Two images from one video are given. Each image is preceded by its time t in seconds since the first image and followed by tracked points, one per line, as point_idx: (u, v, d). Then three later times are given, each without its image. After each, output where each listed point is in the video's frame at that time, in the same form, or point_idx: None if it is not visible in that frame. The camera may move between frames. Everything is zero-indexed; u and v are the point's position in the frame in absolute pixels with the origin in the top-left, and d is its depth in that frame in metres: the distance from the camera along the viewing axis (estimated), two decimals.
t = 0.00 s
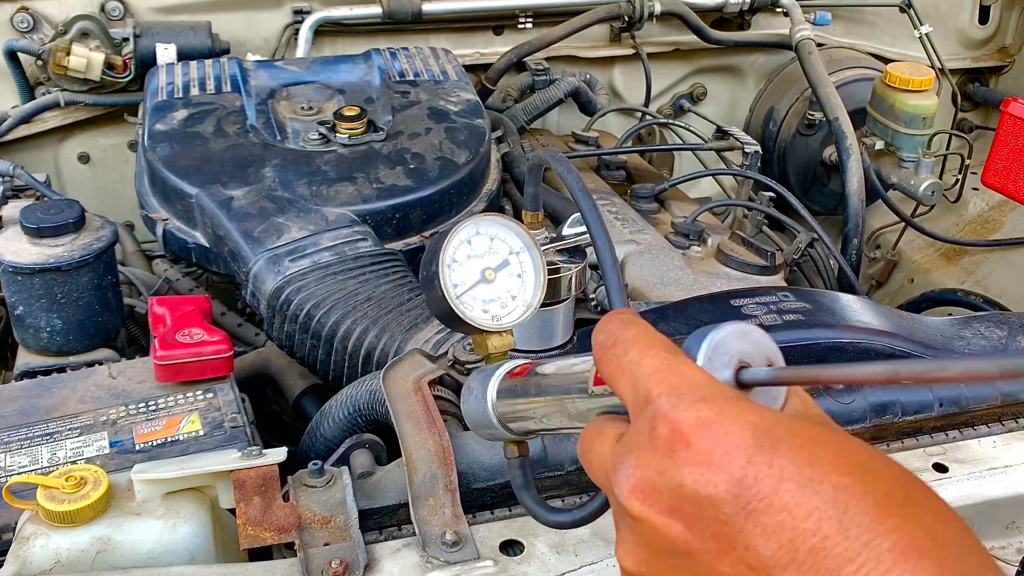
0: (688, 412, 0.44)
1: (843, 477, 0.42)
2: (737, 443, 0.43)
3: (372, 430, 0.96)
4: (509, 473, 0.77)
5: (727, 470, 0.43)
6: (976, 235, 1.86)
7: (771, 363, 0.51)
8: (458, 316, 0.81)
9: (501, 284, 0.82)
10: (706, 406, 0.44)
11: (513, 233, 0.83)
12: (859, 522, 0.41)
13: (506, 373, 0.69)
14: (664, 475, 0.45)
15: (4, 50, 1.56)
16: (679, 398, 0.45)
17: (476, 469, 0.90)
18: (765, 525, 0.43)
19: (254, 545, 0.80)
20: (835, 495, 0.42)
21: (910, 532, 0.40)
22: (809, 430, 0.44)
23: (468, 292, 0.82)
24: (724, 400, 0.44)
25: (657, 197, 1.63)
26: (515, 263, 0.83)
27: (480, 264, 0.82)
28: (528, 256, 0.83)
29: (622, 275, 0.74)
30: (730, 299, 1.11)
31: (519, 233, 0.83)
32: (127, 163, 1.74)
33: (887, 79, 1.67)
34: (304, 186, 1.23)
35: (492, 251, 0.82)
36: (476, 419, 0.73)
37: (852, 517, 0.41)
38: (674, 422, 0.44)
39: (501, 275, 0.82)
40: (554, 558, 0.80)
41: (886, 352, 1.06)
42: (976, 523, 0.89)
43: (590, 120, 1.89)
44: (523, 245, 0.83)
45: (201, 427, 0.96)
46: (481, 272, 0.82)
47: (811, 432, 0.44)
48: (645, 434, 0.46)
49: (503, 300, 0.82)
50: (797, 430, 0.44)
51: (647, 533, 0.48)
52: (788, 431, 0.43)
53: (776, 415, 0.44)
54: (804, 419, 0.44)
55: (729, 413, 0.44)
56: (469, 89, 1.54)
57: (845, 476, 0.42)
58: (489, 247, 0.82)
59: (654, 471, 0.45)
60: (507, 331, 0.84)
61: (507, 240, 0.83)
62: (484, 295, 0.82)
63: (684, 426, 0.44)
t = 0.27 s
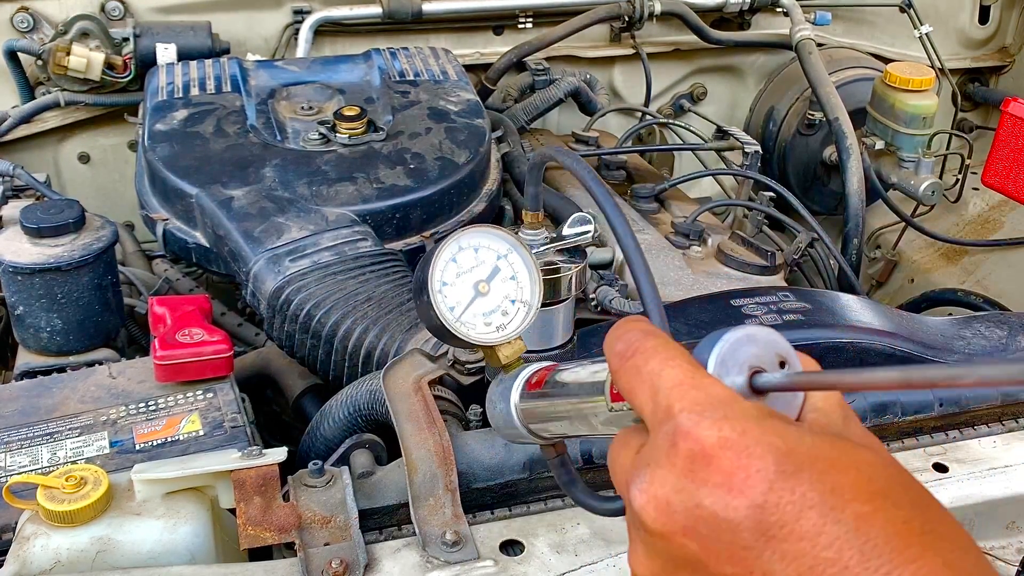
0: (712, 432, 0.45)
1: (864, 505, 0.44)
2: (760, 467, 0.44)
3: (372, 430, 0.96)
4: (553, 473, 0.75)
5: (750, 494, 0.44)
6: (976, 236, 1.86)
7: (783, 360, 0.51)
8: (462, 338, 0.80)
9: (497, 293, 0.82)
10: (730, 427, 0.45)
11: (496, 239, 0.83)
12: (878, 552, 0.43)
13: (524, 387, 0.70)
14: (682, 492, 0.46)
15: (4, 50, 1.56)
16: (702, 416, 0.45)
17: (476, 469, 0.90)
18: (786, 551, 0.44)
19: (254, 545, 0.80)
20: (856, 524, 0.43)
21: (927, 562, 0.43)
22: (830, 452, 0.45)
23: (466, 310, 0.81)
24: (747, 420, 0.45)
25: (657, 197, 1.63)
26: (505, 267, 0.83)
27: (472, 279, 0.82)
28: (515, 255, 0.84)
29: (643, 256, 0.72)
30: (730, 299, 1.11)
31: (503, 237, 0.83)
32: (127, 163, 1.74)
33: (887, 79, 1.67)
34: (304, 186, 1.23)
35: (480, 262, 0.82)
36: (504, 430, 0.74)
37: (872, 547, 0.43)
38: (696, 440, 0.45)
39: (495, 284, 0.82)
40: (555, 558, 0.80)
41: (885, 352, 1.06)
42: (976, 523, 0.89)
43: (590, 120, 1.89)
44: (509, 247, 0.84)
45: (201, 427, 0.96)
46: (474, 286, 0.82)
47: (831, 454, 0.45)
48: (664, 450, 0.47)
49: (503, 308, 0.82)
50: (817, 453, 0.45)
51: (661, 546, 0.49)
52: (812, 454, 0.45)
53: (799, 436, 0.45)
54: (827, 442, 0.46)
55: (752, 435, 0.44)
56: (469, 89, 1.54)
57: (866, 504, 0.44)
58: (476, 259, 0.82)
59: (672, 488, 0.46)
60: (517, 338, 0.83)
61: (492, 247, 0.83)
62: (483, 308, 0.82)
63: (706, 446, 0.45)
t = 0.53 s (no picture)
0: (697, 460, 0.45)
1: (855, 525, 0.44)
2: (747, 493, 0.44)
3: (372, 430, 0.96)
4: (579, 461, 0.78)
5: (737, 521, 0.45)
6: (976, 236, 1.86)
7: (779, 365, 0.48)
8: (475, 334, 0.81)
9: (507, 285, 0.83)
10: (714, 453, 0.45)
11: (502, 231, 0.84)
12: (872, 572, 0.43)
13: (538, 383, 0.71)
14: (671, 519, 0.47)
15: (4, 50, 1.56)
16: (687, 441, 0.46)
17: (475, 469, 0.90)
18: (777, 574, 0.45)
19: (254, 545, 0.80)
20: (847, 544, 0.43)
21: None
22: (818, 471, 0.45)
23: (477, 306, 0.82)
24: (733, 444, 0.45)
25: (657, 196, 1.63)
26: (513, 258, 0.84)
27: (480, 274, 0.82)
28: (524, 245, 0.85)
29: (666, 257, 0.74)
30: (729, 299, 1.11)
31: (509, 229, 0.84)
32: (127, 163, 1.74)
33: (887, 79, 1.67)
34: (304, 186, 1.23)
35: (487, 256, 0.83)
36: (524, 421, 0.75)
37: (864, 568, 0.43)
38: (682, 468, 0.46)
39: (505, 277, 0.83)
40: (554, 558, 0.80)
41: (883, 352, 1.07)
42: (976, 522, 0.89)
43: (590, 120, 1.89)
44: (516, 238, 0.84)
45: (201, 427, 0.96)
46: (484, 281, 0.82)
47: (819, 474, 0.45)
48: (653, 475, 0.47)
49: (515, 300, 0.83)
50: (804, 475, 0.45)
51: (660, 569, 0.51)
52: (798, 476, 0.45)
53: (787, 457, 0.45)
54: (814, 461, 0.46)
55: (737, 461, 0.45)
56: (469, 89, 1.54)
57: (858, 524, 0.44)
58: (483, 254, 0.83)
59: (662, 516, 0.47)
60: (531, 330, 0.82)
61: (499, 239, 0.84)
62: (494, 302, 0.82)
63: (692, 474, 0.45)
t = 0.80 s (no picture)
0: (677, 483, 0.45)
1: (837, 545, 0.44)
2: (727, 516, 0.44)
3: (372, 430, 0.96)
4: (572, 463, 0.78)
5: (719, 544, 0.44)
6: (976, 236, 1.86)
7: (765, 380, 0.48)
8: (467, 339, 0.82)
9: (499, 290, 0.83)
10: (694, 476, 0.45)
11: (495, 234, 0.83)
12: None
13: (530, 388, 0.71)
14: (654, 542, 0.47)
15: (4, 50, 1.56)
16: (667, 464, 0.46)
17: (476, 469, 0.90)
18: None
19: (254, 545, 0.80)
20: (829, 566, 0.43)
21: None
22: (800, 490, 0.45)
23: (469, 311, 0.83)
24: (713, 466, 0.45)
25: (657, 196, 1.63)
26: (506, 261, 0.84)
27: (472, 279, 0.83)
28: (516, 248, 0.84)
29: (659, 252, 0.74)
30: (729, 299, 1.11)
31: (502, 232, 0.84)
32: (127, 163, 1.74)
33: (887, 79, 1.67)
34: (303, 186, 1.23)
35: (480, 261, 0.83)
36: (518, 424, 0.75)
37: None
38: (663, 491, 0.45)
39: (497, 281, 0.83)
40: (554, 558, 0.80)
41: (882, 352, 1.07)
42: (976, 522, 0.89)
43: (590, 120, 1.89)
44: (508, 241, 0.84)
45: (201, 427, 0.96)
46: (476, 286, 0.83)
47: (800, 493, 0.45)
48: (635, 496, 0.47)
49: (507, 304, 0.83)
50: (785, 495, 0.44)
51: None
52: (779, 496, 0.44)
53: (767, 478, 0.45)
54: (796, 480, 0.45)
55: (717, 483, 0.44)
56: (469, 89, 1.54)
57: (840, 544, 0.44)
58: (475, 258, 0.83)
59: (645, 539, 0.48)
60: (524, 334, 0.84)
61: (491, 243, 0.84)
62: (486, 307, 0.83)
63: (672, 496, 0.45)
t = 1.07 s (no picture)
0: (671, 489, 0.45)
1: (831, 551, 0.44)
2: (721, 523, 0.44)
3: (372, 430, 0.96)
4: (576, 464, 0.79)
5: (713, 551, 0.45)
6: (976, 236, 1.86)
7: (761, 386, 0.48)
8: (471, 340, 0.82)
9: (503, 291, 0.83)
10: (689, 482, 0.45)
11: (497, 236, 0.84)
12: None
13: (533, 389, 0.71)
14: (648, 548, 0.47)
15: (4, 50, 1.56)
16: (661, 471, 0.45)
17: (476, 469, 0.90)
18: None
19: (254, 545, 0.80)
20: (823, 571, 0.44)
21: None
22: (794, 497, 0.45)
23: (473, 312, 0.82)
24: (708, 473, 0.45)
25: (657, 196, 1.63)
26: (509, 262, 0.84)
27: (476, 280, 0.83)
28: (520, 249, 0.84)
29: (661, 254, 0.73)
30: (729, 299, 1.11)
31: (504, 234, 0.84)
32: (127, 163, 1.74)
33: (887, 79, 1.67)
34: (303, 186, 1.23)
35: (483, 262, 0.83)
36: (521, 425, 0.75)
37: None
38: (657, 497, 0.45)
39: (501, 282, 0.83)
40: (554, 558, 0.80)
41: (883, 351, 1.07)
42: (976, 522, 0.89)
43: (590, 120, 1.89)
44: (512, 243, 0.84)
45: (201, 427, 0.96)
46: (479, 287, 0.83)
47: (795, 500, 0.45)
48: (629, 502, 0.47)
49: (512, 305, 0.83)
50: (779, 501, 0.45)
51: None
52: (773, 503, 0.45)
53: (761, 484, 0.45)
54: (790, 487, 0.46)
55: (711, 490, 0.45)
56: (468, 89, 1.54)
57: (833, 550, 0.44)
58: (479, 259, 0.83)
59: (639, 546, 0.48)
60: (528, 334, 0.83)
61: (494, 244, 0.84)
62: (490, 308, 0.83)
63: (666, 503, 0.45)
